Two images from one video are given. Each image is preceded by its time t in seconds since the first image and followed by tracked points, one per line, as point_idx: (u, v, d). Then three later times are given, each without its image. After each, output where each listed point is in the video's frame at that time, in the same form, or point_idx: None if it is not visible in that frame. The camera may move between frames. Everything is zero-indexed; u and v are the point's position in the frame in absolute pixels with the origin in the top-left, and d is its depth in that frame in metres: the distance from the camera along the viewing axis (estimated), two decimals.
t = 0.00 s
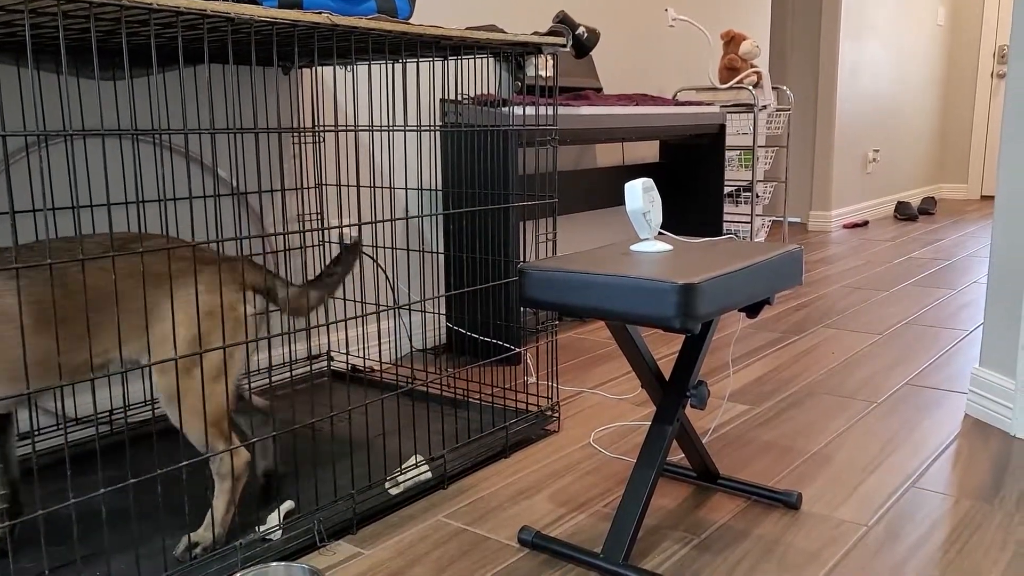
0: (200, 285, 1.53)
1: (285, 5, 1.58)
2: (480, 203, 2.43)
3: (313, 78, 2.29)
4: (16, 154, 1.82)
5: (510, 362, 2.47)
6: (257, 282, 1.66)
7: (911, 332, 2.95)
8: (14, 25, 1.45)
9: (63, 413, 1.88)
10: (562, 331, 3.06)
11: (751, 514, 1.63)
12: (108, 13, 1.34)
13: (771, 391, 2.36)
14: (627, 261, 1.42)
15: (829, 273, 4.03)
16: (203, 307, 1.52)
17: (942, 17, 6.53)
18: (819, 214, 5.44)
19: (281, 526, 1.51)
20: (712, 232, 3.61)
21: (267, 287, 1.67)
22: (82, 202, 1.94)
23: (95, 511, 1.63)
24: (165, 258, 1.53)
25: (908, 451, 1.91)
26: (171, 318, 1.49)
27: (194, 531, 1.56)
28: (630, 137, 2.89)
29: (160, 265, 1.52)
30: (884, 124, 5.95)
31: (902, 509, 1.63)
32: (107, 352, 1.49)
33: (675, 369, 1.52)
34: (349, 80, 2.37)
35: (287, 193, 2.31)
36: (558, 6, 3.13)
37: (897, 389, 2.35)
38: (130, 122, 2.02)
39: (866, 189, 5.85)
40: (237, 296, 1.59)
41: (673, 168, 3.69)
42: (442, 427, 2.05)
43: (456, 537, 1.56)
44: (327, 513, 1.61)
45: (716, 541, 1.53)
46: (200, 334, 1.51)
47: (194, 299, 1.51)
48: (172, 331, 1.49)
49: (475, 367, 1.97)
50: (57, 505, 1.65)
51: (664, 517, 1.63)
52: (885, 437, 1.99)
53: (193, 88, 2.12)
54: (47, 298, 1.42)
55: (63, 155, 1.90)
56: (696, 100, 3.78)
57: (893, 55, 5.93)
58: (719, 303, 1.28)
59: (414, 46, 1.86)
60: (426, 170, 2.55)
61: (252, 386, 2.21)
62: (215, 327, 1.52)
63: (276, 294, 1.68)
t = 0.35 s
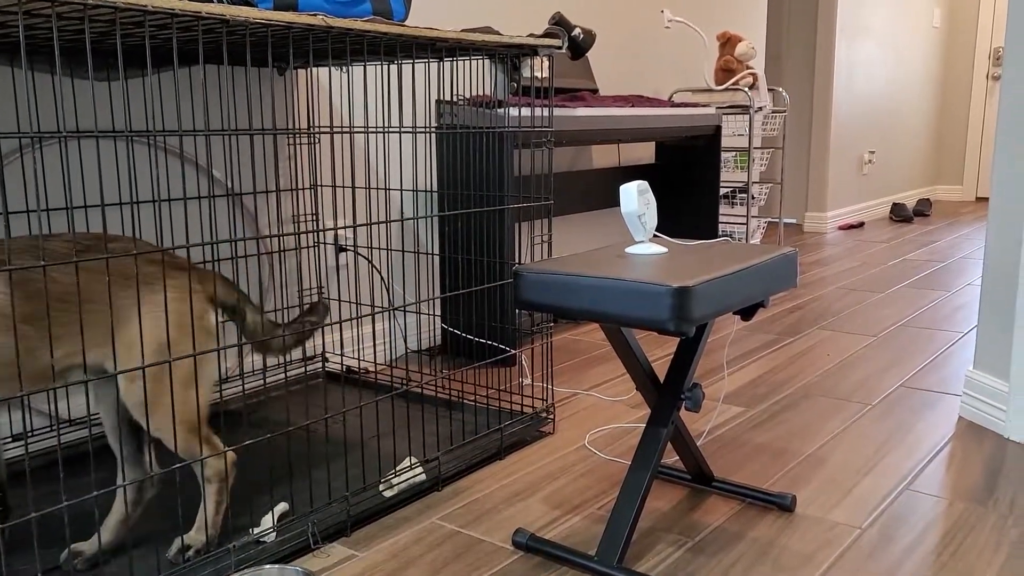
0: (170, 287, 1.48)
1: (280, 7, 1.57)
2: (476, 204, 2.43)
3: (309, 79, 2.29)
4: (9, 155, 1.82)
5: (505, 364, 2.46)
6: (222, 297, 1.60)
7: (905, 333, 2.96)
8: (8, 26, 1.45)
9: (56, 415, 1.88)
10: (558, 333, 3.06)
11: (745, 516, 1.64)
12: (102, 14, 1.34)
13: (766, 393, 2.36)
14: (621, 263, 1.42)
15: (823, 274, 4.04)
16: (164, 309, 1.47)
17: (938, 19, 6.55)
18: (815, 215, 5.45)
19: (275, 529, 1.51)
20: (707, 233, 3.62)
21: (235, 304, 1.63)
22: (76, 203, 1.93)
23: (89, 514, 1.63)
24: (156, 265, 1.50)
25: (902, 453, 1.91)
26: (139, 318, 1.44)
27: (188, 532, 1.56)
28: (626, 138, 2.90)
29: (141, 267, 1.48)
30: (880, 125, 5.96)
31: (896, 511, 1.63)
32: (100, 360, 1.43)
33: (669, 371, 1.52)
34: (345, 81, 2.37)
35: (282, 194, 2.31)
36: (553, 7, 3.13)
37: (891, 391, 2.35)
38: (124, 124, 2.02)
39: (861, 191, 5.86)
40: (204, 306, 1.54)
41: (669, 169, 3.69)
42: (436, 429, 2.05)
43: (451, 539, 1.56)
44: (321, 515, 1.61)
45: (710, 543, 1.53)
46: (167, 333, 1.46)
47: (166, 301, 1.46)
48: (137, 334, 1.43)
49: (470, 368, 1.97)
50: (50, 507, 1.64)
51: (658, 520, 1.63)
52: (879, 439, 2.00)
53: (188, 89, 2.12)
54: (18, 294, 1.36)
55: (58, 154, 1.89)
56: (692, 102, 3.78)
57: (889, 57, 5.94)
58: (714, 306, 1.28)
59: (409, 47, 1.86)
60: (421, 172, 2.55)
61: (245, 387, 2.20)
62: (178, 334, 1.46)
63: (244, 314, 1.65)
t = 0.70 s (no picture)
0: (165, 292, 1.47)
1: (279, 9, 1.59)
2: (475, 206, 2.44)
3: (308, 81, 2.29)
4: (8, 156, 1.82)
5: (503, 366, 2.47)
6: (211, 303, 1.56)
7: (902, 336, 2.97)
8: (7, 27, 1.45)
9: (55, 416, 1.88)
10: (555, 334, 3.07)
11: (742, 518, 1.64)
12: (100, 16, 1.35)
13: (763, 394, 2.37)
14: (619, 266, 1.43)
15: (820, 276, 4.05)
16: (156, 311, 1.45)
17: (935, 22, 6.56)
18: (812, 217, 5.46)
19: (273, 530, 1.51)
20: (705, 235, 3.62)
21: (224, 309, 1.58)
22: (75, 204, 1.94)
23: (88, 514, 1.63)
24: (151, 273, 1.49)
25: (899, 455, 1.92)
26: (130, 324, 1.42)
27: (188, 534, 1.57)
28: (624, 140, 2.90)
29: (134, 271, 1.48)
30: (877, 127, 5.97)
31: (893, 513, 1.63)
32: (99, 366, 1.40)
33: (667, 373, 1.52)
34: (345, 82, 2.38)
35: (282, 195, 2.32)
36: (552, 9, 3.14)
37: (888, 393, 2.36)
38: (123, 125, 2.02)
39: (859, 193, 5.87)
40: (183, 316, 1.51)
41: (667, 171, 3.70)
42: (435, 430, 2.05)
43: (449, 540, 1.56)
44: (319, 516, 1.61)
45: (707, 545, 1.54)
46: (158, 338, 1.45)
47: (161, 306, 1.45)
48: (128, 341, 1.41)
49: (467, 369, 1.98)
50: (49, 508, 1.64)
51: (655, 521, 1.64)
52: (876, 441, 2.00)
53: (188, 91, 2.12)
54: (10, 297, 1.36)
55: (57, 155, 1.90)
56: (690, 103, 3.79)
57: (886, 59, 5.95)
58: (711, 308, 1.29)
59: (408, 49, 1.86)
60: (420, 174, 2.56)
61: (244, 388, 2.21)
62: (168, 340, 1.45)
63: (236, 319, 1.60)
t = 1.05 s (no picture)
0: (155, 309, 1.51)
1: (277, 10, 1.59)
2: (473, 208, 2.44)
3: (306, 82, 2.29)
4: (7, 157, 1.82)
5: (502, 367, 2.47)
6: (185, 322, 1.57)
7: (900, 337, 2.97)
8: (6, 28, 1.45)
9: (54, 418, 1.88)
10: (553, 336, 3.07)
11: (740, 520, 1.64)
12: (99, 18, 1.35)
13: (761, 396, 2.37)
14: (617, 267, 1.43)
15: (818, 278, 4.05)
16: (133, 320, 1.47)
17: (932, 24, 6.57)
18: (811, 219, 5.46)
19: (270, 532, 1.51)
20: (703, 237, 3.62)
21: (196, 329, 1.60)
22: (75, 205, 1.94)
23: (86, 515, 1.63)
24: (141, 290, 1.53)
25: (897, 457, 1.92)
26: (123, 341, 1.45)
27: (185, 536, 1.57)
28: (622, 142, 2.90)
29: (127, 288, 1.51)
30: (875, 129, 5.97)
31: (891, 515, 1.64)
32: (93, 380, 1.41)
33: (665, 374, 1.52)
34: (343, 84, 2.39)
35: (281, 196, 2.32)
36: (550, 12, 3.14)
37: (886, 395, 2.36)
38: (121, 126, 2.02)
39: (857, 195, 5.88)
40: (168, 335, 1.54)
41: (665, 173, 3.70)
42: (433, 432, 2.05)
43: (447, 542, 1.56)
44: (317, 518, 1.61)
45: (705, 547, 1.54)
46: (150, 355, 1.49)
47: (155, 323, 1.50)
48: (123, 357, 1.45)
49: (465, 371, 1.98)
50: (47, 509, 1.64)
51: (654, 523, 1.64)
52: (874, 443, 2.01)
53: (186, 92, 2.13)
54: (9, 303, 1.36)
55: (55, 156, 1.90)
56: (688, 105, 3.79)
57: (884, 62, 5.96)
58: (709, 310, 1.29)
59: (407, 51, 1.86)
60: (419, 175, 2.57)
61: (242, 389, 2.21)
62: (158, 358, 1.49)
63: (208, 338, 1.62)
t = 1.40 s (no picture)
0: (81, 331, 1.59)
1: (274, 14, 1.59)
2: (471, 211, 2.44)
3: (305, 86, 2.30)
4: (6, 161, 1.82)
5: (500, 370, 2.47)
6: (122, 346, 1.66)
7: (900, 340, 2.97)
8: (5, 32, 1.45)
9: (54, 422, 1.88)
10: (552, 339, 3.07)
11: (740, 522, 1.64)
12: (97, 22, 1.35)
13: (760, 398, 2.37)
14: (616, 270, 1.43)
15: (817, 280, 4.05)
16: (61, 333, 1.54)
17: (931, 27, 6.58)
18: (810, 221, 5.46)
19: (270, 535, 1.50)
20: (702, 239, 3.62)
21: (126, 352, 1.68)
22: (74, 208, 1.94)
23: (82, 518, 1.63)
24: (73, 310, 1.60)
25: (896, 459, 1.92)
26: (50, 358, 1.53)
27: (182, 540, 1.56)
28: (620, 145, 2.91)
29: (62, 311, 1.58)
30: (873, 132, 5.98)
31: (891, 517, 1.63)
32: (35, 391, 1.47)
33: (665, 377, 1.52)
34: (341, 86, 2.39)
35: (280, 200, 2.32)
36: (548, 15, 3.14)
37: (885, 397, 2.36)
38: (120, 130, 2.03)
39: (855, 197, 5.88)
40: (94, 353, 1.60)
41: (664, 175, 3.71)
42: (431, 434, 2.05)
43: (446, 546, 1.56)
44: (315, 522, 1.61)
45: (705, 550, 1.53)
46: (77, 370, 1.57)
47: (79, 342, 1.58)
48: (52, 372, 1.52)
49: (463, 374, 1.98)
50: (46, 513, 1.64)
51: (653, 526, 1.63)
52: (874, 445, 2.00)
53: (185, 96, 2.13)
54: None
55: (54, 160, 1.90)
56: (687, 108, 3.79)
57: (882, 64, 5.97)
58: (708, 313, 1.29)
59: (406, 55, 1.87)
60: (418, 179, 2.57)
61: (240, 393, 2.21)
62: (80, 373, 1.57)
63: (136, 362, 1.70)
